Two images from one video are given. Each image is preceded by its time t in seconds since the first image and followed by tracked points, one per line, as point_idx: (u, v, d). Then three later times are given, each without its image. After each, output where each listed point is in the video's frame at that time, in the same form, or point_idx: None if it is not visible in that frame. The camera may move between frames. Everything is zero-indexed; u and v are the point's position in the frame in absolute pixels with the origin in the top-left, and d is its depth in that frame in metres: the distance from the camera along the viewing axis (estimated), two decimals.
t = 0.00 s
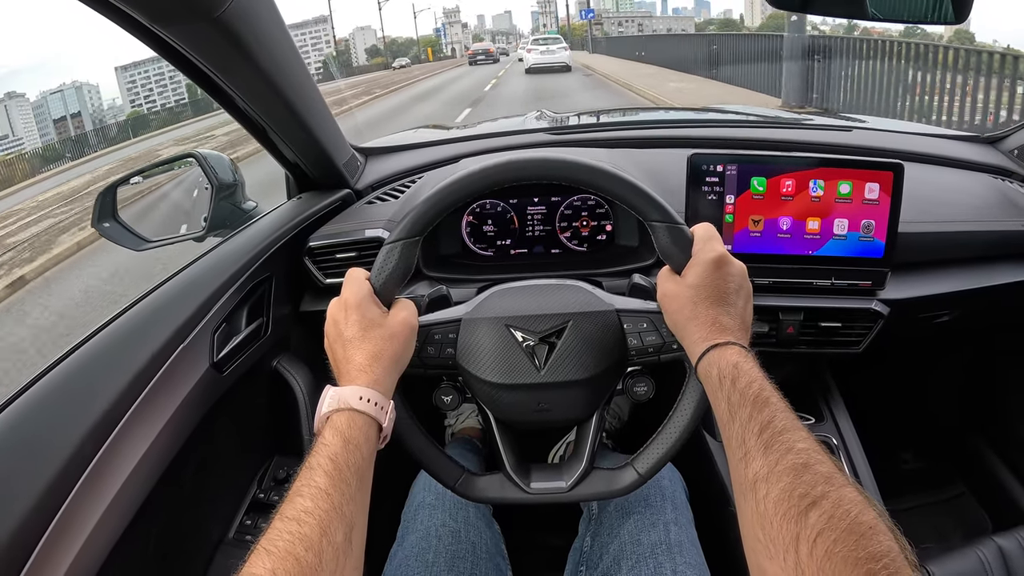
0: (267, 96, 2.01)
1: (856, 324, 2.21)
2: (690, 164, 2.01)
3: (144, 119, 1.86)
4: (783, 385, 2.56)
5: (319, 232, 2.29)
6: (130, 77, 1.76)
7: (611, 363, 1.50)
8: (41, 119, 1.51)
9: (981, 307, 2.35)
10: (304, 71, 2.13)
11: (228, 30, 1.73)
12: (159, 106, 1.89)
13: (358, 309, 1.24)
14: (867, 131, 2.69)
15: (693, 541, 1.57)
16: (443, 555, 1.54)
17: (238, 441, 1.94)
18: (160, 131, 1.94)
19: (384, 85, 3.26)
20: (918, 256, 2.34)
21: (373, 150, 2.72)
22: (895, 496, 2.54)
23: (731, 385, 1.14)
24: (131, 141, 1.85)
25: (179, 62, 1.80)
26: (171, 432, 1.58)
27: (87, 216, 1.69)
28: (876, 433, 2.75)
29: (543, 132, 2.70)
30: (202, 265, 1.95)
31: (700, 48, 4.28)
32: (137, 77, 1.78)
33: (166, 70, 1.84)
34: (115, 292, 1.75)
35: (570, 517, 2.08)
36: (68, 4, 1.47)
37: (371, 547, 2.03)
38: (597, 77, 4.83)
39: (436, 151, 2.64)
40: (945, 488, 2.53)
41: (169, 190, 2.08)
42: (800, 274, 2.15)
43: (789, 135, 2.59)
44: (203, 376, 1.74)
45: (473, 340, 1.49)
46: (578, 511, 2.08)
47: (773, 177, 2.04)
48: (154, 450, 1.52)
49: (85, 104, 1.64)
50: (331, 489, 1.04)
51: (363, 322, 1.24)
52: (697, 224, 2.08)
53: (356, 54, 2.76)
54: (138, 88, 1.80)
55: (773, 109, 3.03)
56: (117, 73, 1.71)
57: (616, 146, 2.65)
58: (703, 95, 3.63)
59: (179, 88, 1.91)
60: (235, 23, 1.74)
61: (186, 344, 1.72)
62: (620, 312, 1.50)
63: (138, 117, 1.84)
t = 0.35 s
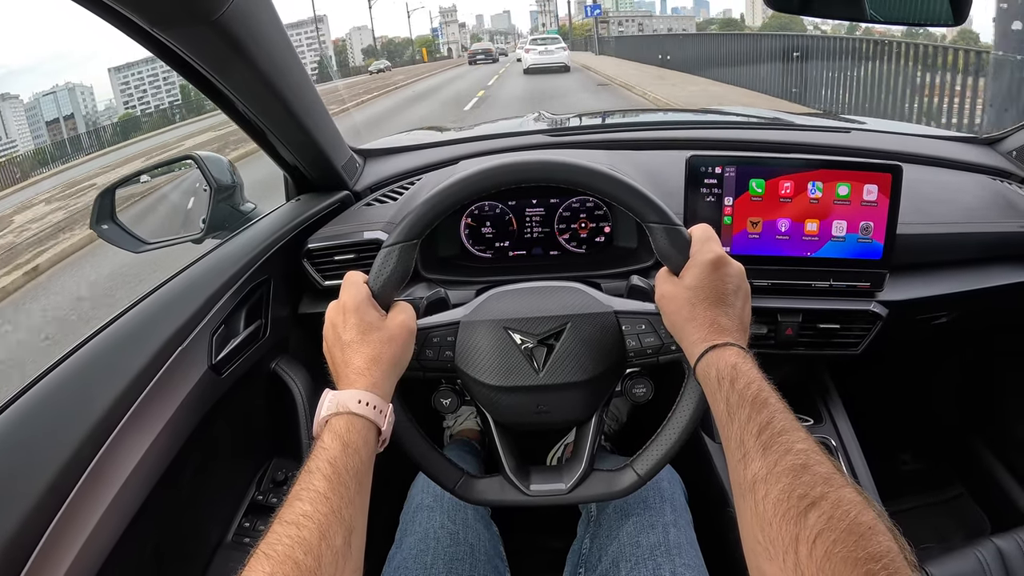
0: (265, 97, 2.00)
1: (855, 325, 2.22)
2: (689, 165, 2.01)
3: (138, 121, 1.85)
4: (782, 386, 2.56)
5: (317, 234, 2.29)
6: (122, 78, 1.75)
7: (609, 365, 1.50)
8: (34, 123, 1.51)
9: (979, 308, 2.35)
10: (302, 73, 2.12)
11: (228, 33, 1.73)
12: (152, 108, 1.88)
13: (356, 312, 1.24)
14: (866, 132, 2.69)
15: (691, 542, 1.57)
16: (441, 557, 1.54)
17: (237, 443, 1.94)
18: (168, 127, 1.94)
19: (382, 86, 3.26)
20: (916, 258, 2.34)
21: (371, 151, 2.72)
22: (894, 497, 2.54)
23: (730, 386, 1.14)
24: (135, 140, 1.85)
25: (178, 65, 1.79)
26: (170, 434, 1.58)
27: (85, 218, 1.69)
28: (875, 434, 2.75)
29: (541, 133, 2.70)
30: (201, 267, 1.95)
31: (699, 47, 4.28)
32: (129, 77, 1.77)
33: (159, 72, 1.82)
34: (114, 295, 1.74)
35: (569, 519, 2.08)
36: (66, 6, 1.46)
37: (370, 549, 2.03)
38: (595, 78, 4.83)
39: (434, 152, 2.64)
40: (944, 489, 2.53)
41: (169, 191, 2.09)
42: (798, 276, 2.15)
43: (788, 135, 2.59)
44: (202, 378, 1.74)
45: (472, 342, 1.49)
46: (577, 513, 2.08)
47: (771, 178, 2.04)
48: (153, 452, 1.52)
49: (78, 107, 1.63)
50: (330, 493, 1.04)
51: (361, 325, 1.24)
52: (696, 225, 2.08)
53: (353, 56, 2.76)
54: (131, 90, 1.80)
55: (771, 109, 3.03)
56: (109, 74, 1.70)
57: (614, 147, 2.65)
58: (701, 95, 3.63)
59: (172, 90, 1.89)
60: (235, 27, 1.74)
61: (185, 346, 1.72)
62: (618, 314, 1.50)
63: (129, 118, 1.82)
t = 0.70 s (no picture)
0: (263, 96, 2.00)
1: (853, 325, 2.23)
2: (687, 166, 2.02)
3: (131, 124, 1.86)
4: (781, 386, 2.56)
5: (317, 234, 2.30)
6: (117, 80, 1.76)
7: (608, 365, 1.51)
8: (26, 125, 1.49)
9: (977, 307, 2.36)
10: (301, 72, 2.13)
11: (228, 35, 1.73)
12: (144, 110, 1.89)
13: (357, 313, 1.25)
14: (864, 132, 2.70)
15: (691, 541, 1.57)
16: (442, 556, 1.55)
17: (237, 443, 1.94)
18: (174, 124, 1.96)
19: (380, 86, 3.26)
20: (914, 257, 2.34)
21: (371, 152, 2.72)
22: (893, 496, 2.55)
23: (728, 386, 1.15)
24: (130, 143, 1.86)
25: (178, 66, 1.80)
26: (171, 434, 1.59)
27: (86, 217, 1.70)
28: (874, 433, 2.76)
29: (540, 133, 2.71)
30: (201, 268, 1.95)
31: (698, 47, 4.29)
32: (123, 79, 1.77)
33: (154, 74, 1.84)
34: (115, 295, 1.75)
35: (569, 517, 2.09)
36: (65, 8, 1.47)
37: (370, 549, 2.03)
38: (594, 77, 4.84)
39: (434, 153, 2.65)
40: (942, 487, 2.54)
41: (168, 191, 2.09)
42: (796, 276, 2.16)
43: (786, 136, 2.60)
44: (202, 378, 1.75)
45: (471, 342, 1.50)
46: (576, 512, 2.08)
47: (769, 178, 2.05)
48: (154, 452, 1.53)
49: (72, 109, 1.63)
50: (331, 492, 1.05)
51: (362, 326, 1.24)
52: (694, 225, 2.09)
53: (350, 57, 2.77)
54: (125, 91, 1.80)
55: (770, 109, 3.04)
56: (102, 76, 1.69)
57: (614, 148, 2.66)
58: (700, 95, 3.64)
59: (166, 93, 1.90)
60: (235, 28, 1.74)
61: (186, 346, 1.73)
62: (618, 314, 1.51)
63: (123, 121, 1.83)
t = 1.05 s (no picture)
0: (258, 94, 1.98)
1: (852, 324, 2.21)
2: (685, 163, 2.00)
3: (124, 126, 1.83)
4: (780, 385, 2.55)
5: (312, 233, 2.28)
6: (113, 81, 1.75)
7: (605, 364, 1.49)
8: (20, 126, 1.47)
9: (976, 306, 2.35)
10: (295, 70, 2.11)
11: (219, 31, 1.71)
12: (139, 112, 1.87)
13: (350, 312, 1.23)
14: (863, 130, 2.69)
15: (689, 542, 1.56)
16: (437, 557, 1.53)
17: (232, 443, 1.93)
18: (162, 129, 1.95)
19: (377, 86, 3.25)
20: (913, 255, 2.33)
21: (366, 150, 2.70)
22: (892, 495, 2.53)
23: (726, 385, 1.13)
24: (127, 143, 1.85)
25: (170, 64, 1.78)
26: (164, 434, 1.58)
27: (80, 216, 1.69)
28: (873, 433, 2.74)
29: (537, 131, 2.69)
30: (195, 267, 1.93)
31: (697, 47, 4.28)
32: (119, 81, 1.76)
33: (149, 76, 1.82)
34: (108, 293, 1.74)
35: (566, 518, 2.07)
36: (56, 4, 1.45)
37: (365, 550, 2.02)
38: (592, 78, 4.82)
39: (430, 151, 2.63)
40: (942, 487, 2.53)
41: (163, 191, 2.09)
42: (795, 274, 2.14)
43: (785, 134, 2.59)
44: (196, 378, 1.73)
45: (466, 341, 1.48)
46: (574, 513, 2.07)
47: (768, 176, 2.03)
48: (147, 452, 1.51)
49: (65, 111, 1.62)
50: (323, 493, 1.03)
51: (354, 324, 1.23)
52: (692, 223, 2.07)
53: (346, 57, 2.75)
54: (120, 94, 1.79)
55: (769, 108, 3.02)
56: (95, 78, 1.69)
57: (611, 146, 2.64)
58: (699, 95, 3.62)
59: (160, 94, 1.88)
60: (226, 23, 1.72)
61: (179, 346, 1.71)
62: (614, 313, 1.49)
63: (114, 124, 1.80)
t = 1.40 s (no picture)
0: (256, 96, 1.98)
1: (852, 325, 2.21)
2: (683, 164, 2.00)
3: (123, 126, 1.82)
4: (779, 386, 2.55)
5: (309, 235, 2.28)
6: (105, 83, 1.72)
7: (603, 366, 1.49)
8: (12, 127, 1.45)
9: (974, 306, 2.35)
10: (293, 71, 2.11)
11: (216, 32, 1.71)
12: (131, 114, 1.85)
13: (348, 313, 1.23)
14: (861, 130, 2.69)
15: (687, 544, 1.56)
16: (436, 559, 1.53)
17: (230, 446, 1.92)
18: (156, 130, 1.94)
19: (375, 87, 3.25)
20: (912, 256, 2.33)
21: (365, 152, 2.70)
22: (891, 496, 2.53)
23: (725, 387, 1.13)
24: (124, 146, 1.83)
25: (167, 65, 1.78)
26: (161, 436, 1.57)
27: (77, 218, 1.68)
28: (872, 434, 2.74)
29: (536, 133, 2.69)
30: (192, 269, 1.93)
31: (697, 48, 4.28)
32: (113, 83, 1.74)
33: (142, 78, 1.80)
34: (107, 295, 1.73)
35: (565, 520, 2.07)
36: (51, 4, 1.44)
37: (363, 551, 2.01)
38: (591, 79, 4.83)
39: (428, 152, 2.63)
40: (941, 488, 2.53)
41: (161, 193, 2.08)
42: (793, 276, 2.14)
43: (783, 135, 2.59)
44: (194, 380, 1.73)
45: (464, 343, 1.48)
46: (572, 514, 2.06)
47: (766, 177, 2.03)
48: (144, 454, 1.51)
49: (58, 114, 1.59)
50: (320, 495, 1.03)
51: (352, 326, 1.22)
52: (690, 224, 2.07)
53: (343, 58, 2.75)
54: (113, 96, 1.76)
55: (768, 109, 3.02)
56: (91, 80, 1.67)
57: (610, 148, 2.64)
58: (698, 96, 3.63)
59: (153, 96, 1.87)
60: (221, 25, 1.72)
61: (177, 347, 1.71)
62: (612, 314, 1.49)
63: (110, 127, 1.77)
